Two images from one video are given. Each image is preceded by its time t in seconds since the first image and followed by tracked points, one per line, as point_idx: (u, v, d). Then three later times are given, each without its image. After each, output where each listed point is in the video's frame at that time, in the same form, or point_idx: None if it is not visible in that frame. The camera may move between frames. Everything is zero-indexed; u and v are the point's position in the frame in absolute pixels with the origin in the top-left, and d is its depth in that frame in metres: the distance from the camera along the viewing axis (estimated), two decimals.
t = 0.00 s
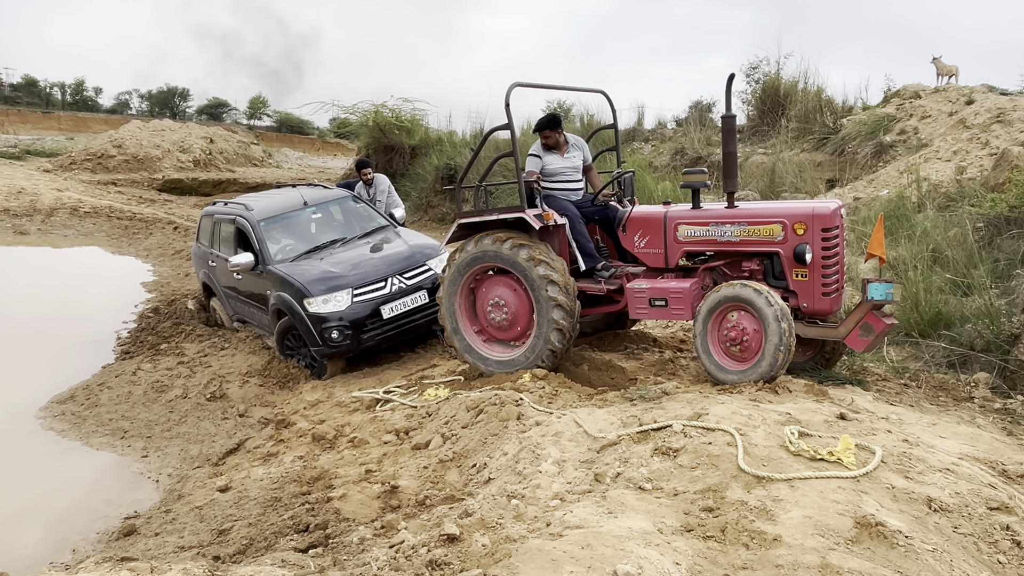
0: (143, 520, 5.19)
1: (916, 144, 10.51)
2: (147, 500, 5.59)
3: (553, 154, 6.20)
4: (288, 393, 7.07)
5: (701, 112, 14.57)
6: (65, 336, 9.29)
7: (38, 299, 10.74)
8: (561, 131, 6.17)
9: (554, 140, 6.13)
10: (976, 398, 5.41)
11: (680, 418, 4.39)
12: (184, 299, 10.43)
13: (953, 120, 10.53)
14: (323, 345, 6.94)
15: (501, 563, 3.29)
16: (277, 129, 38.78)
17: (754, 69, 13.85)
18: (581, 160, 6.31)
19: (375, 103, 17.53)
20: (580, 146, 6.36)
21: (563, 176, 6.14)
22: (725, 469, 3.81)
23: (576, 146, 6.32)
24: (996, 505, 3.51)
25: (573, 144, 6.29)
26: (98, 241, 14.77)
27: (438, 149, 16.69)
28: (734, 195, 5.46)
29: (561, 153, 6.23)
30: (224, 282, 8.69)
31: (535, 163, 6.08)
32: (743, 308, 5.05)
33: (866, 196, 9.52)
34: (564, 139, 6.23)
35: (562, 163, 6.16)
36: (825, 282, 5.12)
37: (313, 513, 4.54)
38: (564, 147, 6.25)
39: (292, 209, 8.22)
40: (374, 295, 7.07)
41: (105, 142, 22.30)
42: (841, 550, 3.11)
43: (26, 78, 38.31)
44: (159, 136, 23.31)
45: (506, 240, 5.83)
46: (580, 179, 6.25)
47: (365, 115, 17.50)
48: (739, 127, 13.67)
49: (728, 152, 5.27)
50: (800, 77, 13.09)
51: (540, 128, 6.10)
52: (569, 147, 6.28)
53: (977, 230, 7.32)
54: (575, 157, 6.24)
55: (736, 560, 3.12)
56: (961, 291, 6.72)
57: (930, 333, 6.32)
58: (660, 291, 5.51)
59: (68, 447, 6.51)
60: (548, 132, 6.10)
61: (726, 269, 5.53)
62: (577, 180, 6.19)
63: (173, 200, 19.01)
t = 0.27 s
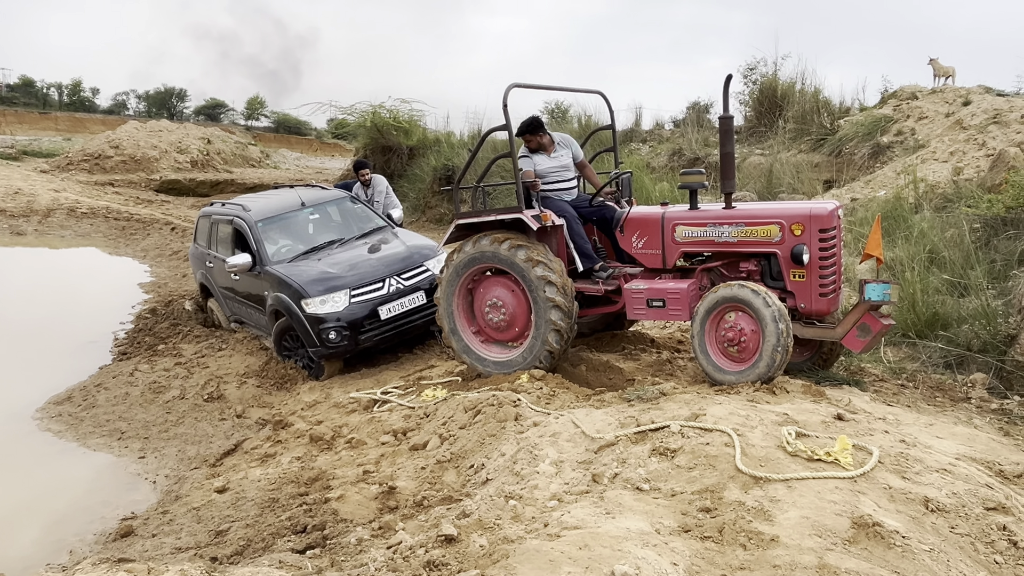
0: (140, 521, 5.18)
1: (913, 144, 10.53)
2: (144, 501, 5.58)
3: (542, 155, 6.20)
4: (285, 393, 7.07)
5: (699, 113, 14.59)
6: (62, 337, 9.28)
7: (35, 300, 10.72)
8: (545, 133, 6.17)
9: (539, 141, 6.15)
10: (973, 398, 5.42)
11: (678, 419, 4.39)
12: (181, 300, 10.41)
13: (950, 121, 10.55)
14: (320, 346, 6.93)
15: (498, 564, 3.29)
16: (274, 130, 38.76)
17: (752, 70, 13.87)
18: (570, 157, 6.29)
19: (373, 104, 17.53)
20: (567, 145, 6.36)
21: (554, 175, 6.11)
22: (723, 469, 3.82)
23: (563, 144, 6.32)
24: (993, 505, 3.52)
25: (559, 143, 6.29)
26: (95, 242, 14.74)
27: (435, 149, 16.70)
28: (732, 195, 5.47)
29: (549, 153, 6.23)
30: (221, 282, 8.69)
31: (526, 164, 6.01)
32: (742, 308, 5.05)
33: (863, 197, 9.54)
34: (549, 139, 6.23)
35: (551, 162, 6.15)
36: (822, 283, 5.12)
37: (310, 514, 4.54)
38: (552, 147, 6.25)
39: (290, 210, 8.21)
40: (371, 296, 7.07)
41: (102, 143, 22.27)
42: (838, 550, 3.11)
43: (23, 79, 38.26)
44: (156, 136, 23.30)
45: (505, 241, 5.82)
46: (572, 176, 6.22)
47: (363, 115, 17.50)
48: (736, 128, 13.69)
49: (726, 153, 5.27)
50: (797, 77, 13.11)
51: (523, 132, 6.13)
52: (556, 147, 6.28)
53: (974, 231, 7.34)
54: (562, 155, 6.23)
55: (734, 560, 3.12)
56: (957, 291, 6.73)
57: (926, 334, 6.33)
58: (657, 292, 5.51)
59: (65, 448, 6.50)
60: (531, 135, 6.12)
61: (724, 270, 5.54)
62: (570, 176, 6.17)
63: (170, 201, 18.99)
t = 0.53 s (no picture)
0: (136, 522, 5.17)
1: (909, 145, 10.56)
2: (140, 502, 5.57)
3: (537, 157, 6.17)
4: (282, 394, 7.06)
5: (696, 113, 14.61)
6: (58, 337, 9.26)
7: (32, 301, 10.68)
8: (537, 135, 6.12)
9: (532, 144, 6.12)
10: (968, 398, 5.44)
11: (674, 419, 4.40)
12: (178, 301, 10.40)
13: (946, 121, 10.58)
14: (317, 347, 6.93)
15: (495, 564, 3.29)
16: (271, 130, 38.73)
17: (749, 70, 13.89)
18: (564, 157, 6.24)
19: (370, 105, 17.53)
20: (562, 144, 6.29)
21: (548, 176, 6.09)
22: (719, 469, 3.82)
23: (558, 143, 6.26)
24: (988, 504, 3.53)
25: (552, 143, 6.22)
26: (92, 242, 14.72)
27: (432, 150, 16.71)
28: (732, 196, 5.47)
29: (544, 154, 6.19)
30: (218, 283, 8.68)
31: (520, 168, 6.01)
32: (745, 309, 5.05)
33: (859, 197, 9.57)
34: (542, 140, 6.17)
35: (547, 163, 6.12)
36: (823, 283, 5.12)
37: (307, 515, 4.53)
38: (546, 147, 6.21)
39: (287, 210, 8.21)
40: (368, 296, 7.07)
41: (98, 143, 22.23)
42: (835, 549, 3.12)
43: (19, 79, 38.20)
44: (153, 137, 23.28)
45: (509, 243, 5.80)
46: (567, 175, 6.19)
47: (360, 116, 17.50)
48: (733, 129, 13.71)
49: (726, 153, 5.28)
50: (794, 78, 13.14)
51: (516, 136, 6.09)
52: (551, 147, 6.24)
53: (970, 231, 7.36)
54: (556, 156, 6.19)
55: (730, 560, 3.13)
56: (953, 291, 6.75)
57: (922, 334, 6.35)
58: (657, 292, 5.52)
59: (61, 449, 6.49)
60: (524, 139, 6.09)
61: (724, 270, 5.54)
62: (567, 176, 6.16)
63: (167, 201, 18.97)
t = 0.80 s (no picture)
0: (131, 523, 5.16)
1: (904, 145, 10.59)
2: (136, 503, 5.55)
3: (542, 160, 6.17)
4: (278, 394, 7.05)
5: (692, 113, 14.63)
6: (53, 338, 9.24)
7: (27, 302, 10.64)
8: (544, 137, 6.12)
9: (538, 147, 6.12)
10: (963, 398, 5.46)
11: (670, 419, 4.41)
12: (173, 301, 10.38)
13: (940, 122, 10.61)
14: (313, 347, 6.92)
15: (491, 564, 3.29)
16: (267, 131, 38.67)
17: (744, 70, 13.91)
18: (570, 160, 6.23)
19: (366, 105, 17.52)
20: (569, 146, 6.28)
21: (552, 181, 6.12)
22: (715, 469, 3.83)
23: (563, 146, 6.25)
24: (982, 503, 3.54)
25: (559, 146, 6.22)
26: (87, 243, 14.69)
27: (428, 150, 16.72)
28: (736, 195, 5.48)
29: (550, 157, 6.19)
30: (214, 283, 8.67)
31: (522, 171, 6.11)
32: (752, 313, 5.02)
33: (854, 197, 9.60)
34: (549, 143, 6.17)
35: (552, 168, 6.14)
36: (829, 283, 5.12)
37: (303, 515, 4.53)
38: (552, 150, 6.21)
39: (283, 210, 8.20)
40: (364, 296, 7.07)
41: (93, 143, 22.17)
42: (829, 549, 3.12)
43: (14, 79, 38.08)
44: (149, 137, 23.24)
45: (519, 251, 5.76)
46: (573, 179, 6.20)
47: (356, 116, 17.49)
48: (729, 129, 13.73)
49: (728, 153, 5.29)
50: (789, 78, 13.17)
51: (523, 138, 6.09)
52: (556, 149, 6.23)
53: (964, 231, 7.38)
54: (561, 160, 6.19)
55: (725, 559, 3.13)
56: (948, 291, 6.77)
57: (917, 334, 6.37)
58: (661, 294, 5.53)
59: (56, 450, 6.48)
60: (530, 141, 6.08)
61: (729, 271, 5.55)
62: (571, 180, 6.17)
63: (162, 202, 18.94)
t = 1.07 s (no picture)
0: (126, 525, 5.14)
1: (898, 145, 10.62)
2: (131, 504, 5.53)
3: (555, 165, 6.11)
4: (273, 395, 7.04)
5: (687, 114, 14.66)
6: (48, 339, 9.21)
7: (20, 303, 10.59)
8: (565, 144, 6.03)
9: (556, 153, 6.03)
10: (957, 397, 5.48)
11: (666, 419, 4.42)
12: (168, 302, 10.35)
13: (934, 122, 10.64)
14: (308, 348, 6.91)
15: (486, 565, 3.29)
16: (262, 131, 38.61)
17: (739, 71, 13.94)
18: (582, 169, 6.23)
19: (361, 105, 17.50)
20: (583, 152, 6.26)
21: (561, 188, 6.10)
22: (710, 469, 3.84)
23: (577, 155, 6.22)
24: (976, 502, 3.56)
25: (574, 153, 6.19)
26: (81, 243, 14.63)
27: (424, 150, 16.72)
28: (732, 192, 5.48)
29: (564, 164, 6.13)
30: (208, 284, 8.65)
31: (532, 173, 6.06)
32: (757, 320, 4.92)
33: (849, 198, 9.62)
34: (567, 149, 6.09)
35: (563, 175, 6.10)
36: (831, 277, 5.11)
37: (298, 516, 4.52)
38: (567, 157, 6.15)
39: (278, 210, 8.19)
40: (360, 296, 7.06)
41: (87, 143, 22.09)
42: (824, 548, 3.13)
43: (8, 79, 37.92)
44: (143, 137, 23.18)
45: (525, 265, 5.70)
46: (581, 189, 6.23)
47: (351, 116, 17.47)
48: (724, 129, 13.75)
49: (722, 150, 5.29)
50: (784, 79, 13.20)
51: (546, 141, 5.97)
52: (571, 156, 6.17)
53: (958, 231, 7.41)
54: (575, 168, 6.17)
55: (720, 559, 3.14)
56: (942, 291, 6.80)
57: (911, 333, 6.40)
58: (662, 297, 5.53)
59: (50, 452, 6.45)
60: (551, 146, 5.98)
61: (729, 269, 5.57)
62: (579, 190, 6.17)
63: (157, 202, 18.88)
